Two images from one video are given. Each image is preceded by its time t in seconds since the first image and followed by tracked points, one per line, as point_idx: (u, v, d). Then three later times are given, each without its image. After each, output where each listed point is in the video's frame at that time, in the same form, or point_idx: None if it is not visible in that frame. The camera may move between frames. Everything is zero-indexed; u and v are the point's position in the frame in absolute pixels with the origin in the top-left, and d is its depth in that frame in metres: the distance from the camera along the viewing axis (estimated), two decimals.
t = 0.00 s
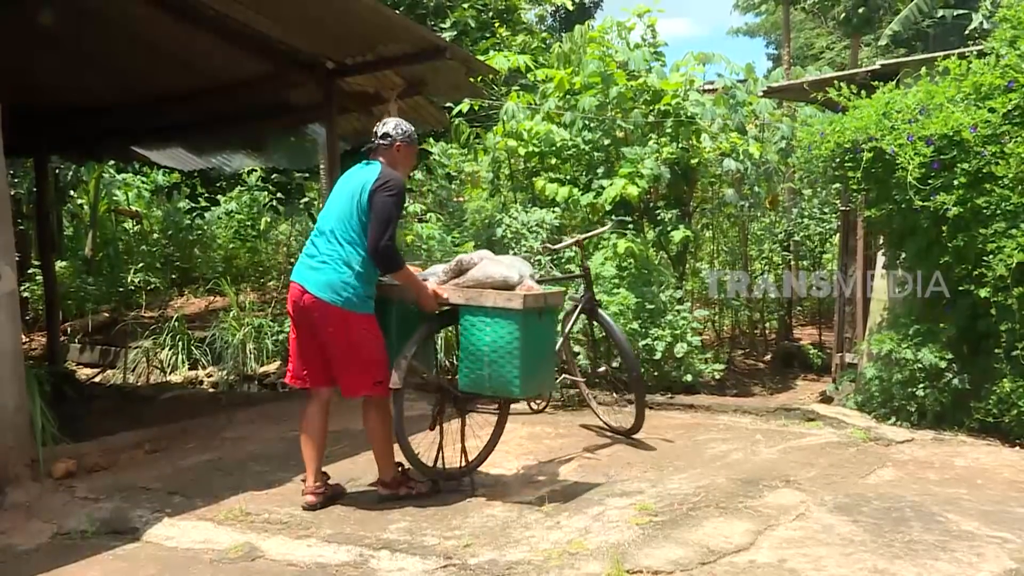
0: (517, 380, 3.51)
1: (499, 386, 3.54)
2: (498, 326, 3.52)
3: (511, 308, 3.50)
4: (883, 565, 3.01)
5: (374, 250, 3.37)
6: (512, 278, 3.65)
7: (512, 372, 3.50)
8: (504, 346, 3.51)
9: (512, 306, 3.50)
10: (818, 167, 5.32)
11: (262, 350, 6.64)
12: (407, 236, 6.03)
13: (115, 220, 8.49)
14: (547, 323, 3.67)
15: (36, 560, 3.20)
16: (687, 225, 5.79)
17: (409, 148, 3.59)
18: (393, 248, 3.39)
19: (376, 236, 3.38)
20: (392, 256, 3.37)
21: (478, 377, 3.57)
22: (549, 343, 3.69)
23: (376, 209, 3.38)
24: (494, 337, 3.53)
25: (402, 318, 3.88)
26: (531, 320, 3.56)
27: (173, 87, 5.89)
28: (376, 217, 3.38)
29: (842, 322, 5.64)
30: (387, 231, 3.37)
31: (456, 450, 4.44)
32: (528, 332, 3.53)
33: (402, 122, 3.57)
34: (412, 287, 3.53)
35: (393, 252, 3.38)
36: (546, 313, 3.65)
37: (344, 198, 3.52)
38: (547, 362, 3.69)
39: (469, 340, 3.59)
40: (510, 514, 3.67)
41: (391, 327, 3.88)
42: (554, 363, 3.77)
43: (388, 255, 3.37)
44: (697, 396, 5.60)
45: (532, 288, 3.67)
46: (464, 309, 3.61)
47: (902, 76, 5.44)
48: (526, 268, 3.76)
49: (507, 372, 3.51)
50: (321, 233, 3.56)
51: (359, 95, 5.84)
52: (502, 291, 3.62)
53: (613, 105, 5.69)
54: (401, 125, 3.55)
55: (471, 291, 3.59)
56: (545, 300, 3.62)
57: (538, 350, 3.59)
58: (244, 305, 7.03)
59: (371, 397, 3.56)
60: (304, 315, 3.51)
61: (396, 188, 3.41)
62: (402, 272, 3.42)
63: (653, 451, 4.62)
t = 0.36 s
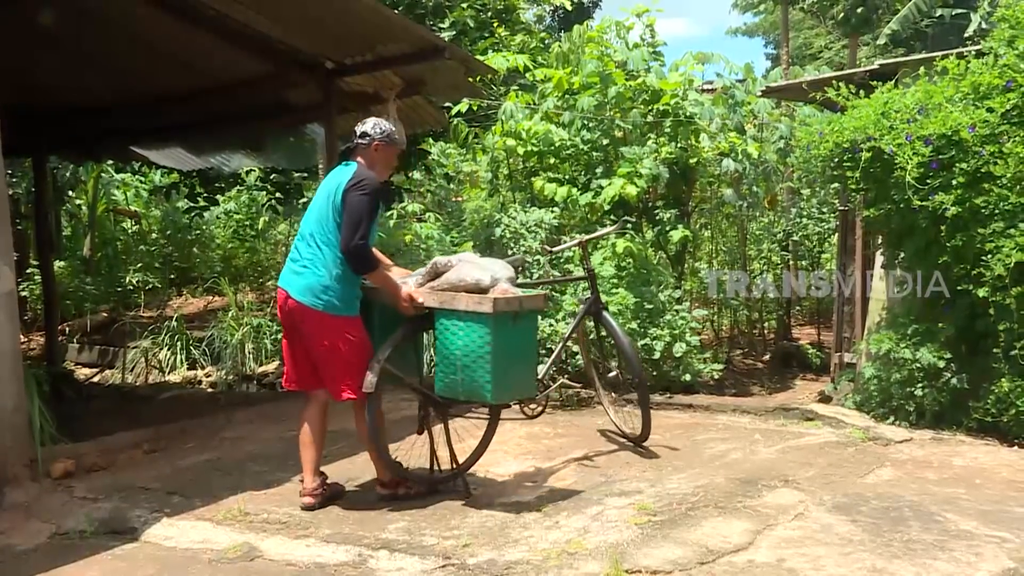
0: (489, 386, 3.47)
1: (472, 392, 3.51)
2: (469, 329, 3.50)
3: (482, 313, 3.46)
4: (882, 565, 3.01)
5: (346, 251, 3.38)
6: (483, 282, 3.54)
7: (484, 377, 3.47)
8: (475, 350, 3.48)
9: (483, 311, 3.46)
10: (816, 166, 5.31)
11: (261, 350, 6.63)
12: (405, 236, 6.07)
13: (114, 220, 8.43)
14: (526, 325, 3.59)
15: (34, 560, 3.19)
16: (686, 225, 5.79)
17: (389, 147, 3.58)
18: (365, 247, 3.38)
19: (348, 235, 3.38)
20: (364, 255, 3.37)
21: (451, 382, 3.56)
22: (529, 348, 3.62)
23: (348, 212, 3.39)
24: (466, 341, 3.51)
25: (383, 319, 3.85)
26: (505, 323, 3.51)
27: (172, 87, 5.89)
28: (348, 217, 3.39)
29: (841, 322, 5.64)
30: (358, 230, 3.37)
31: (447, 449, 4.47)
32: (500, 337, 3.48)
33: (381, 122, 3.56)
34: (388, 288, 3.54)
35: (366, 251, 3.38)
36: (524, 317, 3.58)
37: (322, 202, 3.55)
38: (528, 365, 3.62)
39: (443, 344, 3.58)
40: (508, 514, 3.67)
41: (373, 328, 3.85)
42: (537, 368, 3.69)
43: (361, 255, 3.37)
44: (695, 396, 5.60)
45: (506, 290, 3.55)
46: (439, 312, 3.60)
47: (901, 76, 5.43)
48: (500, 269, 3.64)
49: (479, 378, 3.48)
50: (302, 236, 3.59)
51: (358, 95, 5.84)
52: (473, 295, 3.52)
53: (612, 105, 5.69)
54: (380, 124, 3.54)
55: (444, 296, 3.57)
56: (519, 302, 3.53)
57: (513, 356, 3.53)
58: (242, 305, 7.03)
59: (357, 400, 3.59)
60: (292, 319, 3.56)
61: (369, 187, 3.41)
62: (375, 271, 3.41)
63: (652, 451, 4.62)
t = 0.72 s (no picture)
0: (484, 376, 3.45)
1: (466, 384, 3.47)
2: (461, 321, 3.47)
3: (471, 303, 3.46)
4: (873, 563, 3.02)
5: (327, 254, 3.38)
6: (469, 272, 3.58)
7: (478, 367, 3.45)
8: (468, 341, 3.45)
9: (472, 301, 3.46)
10: (807, 166, 5.32)
11: (253, 350, 6.61)
12: (397, 236, 6.08)
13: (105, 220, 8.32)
14: (514, 317, 3.60)
15: (24, 562, 3.18)
16: (678, 224, 5.80)
17: (389, 156, 3.57)
18: (346, 253, 3.37)
19: (330, 239, 3.38)
20: (342, 260, 3.36)
21: (445, 376, 3.49)
22: (520, 340, 3.62)
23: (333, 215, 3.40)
24: (459, 334, 3.47)
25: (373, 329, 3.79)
26: (494, 313, 3.51)
27: (164, 86, 5.87)
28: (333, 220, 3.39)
29: (832, 321, 5.66)
30: (340, 235, 3.37)
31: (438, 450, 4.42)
32: (491, 327, 3.49)
33: (382, 129, 3.53)
34: (374, 293, 3.52)
35: (345, 256, 3.37)
36: (512, 307, 3.59)
37: (316, 204, 3.56)
38: (518, 357, 3.61)
39: (433, 339, 3.51)
40: (501, 514, 3.67)
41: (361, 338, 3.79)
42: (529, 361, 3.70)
43: (339, 263, 3.36)
44: (687, 396, 5.60)
45: (493, 281, 3.58)
46: (429, 308, 3.52)
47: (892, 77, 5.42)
48: (488, 263, 3.67)
49: (474, 369, 3.45)
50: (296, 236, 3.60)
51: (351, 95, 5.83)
52: (461, 285, 3.55)
53: (605, 105, 5.68)
54: (381, 132, 3.51)
55: (431, 290, 3.50)
56: (506, 293, 3.55)
57: (505, 346, 3.52)
58: (234, 305, 7.00)
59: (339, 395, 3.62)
60: (278, 317, 3.56)
61: (360, 196, 3.40)
62: (354, 277, 3.40)
63: (644, 451, 4.62)
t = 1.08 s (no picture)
0: (463, 377, 3.46)
1: (446, 385, 3.47)
2: (440, 322, 3.47)
3: (449, 304, 3.46)
4: (853, 561, 3.04)
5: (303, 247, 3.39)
6: (448, 273, 3.54)
7: (458, 369, 3.45)
8: (447, 343, 3.45)
9: (450, 302, 3.46)
10: (789, 166, 5.33)
11: (235, 351, 6.58)
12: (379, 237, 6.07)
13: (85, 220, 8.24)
14: (494, 318, 3.60)
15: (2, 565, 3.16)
16: (661, 225, 5.81)
17: (392, 174, 3.55)
18: (321, 250, 3.38)
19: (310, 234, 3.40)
20: (314, 257, 3.36)
21: (424, 378, 3.50)
22: (499, 338, 3.63)
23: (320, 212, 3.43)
24: (438, 335, 3.47)
25: (357, 329, 3.73)
26: (473, 314, 3.51)
27: (145, 86, 5.85)
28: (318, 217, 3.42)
29: (814, 321, 5.68)
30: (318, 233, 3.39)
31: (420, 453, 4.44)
32: (469, 327, 3.48)
33: (388, 148, 3.52)
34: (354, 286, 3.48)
35: (319, 255, 3.37)
36: (491, 307, 3.59)
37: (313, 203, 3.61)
38: (498, 357, 3.62)
39: (413, 341, 3.52)
40: (484, 515, 3.67)
41: (344, 342, 3.73)
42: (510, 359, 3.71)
43: (310, 258, 3.36)
44: (670, 396, 5.61)
45: (473, 282, 3.56)
46: (411, 309, 3.52)
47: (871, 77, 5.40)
48: (468, 264, 3.66)
49: (453, 371, 3.45)
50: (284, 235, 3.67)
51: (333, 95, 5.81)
52: (441, 287, 3.52)
53: (588, 106, 5.68)
54: (386, 150, 3.50)
55: (412, 291, 3.49)
56: (485, 295, 3.53)
57: (485, 346, 3.53)
58: (216, 306, 6.97)
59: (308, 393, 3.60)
60: (257, 310, 3.64)
61: (344, 202, 3.46)
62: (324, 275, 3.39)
63: (628, 451, 4.63)
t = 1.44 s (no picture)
0: (445, 377, 3.45)
1: (427, 384, 3.47)
2: (421, 322, 3.45)
3: (429, 304, 3.44)
4: (831, 560, 3.05)
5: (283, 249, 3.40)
6: (427, 272, 3.55)
7: (439, 368, 3.44)
8: (428, 342, 3.44)
9: (430, 302, 3.44)
10: (767, 167, 5.34)
11: (215, 352, 6.55)
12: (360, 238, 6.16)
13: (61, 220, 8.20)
14: (474, 315, 3.58)
15: None
16: (640, 225, 5.83)
17: (364, 184, 3.53)
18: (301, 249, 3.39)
19: (287, 235, 3.41)
20: (293, 258, 3.37)
21: (406, 378, 3.50)
22: (481, 336, 3.62)
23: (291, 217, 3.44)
24: (418, 335, 3.45)
25: (335, 328, 3.67)
26: (454, 313, 3.49)
27: (121, 85, 5.80)
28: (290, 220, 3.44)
29: (792, 321, 5.72)
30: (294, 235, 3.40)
31: (400, 453, 4.46)
32: (449, 326, 3.47)
33: (358, 159, 3.50)
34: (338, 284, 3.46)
35: (297, 254, 3.37)
36: (471, 305, 3.56)
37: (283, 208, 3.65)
38: (479, 354, 3.61)
39: (393, 340, 3.51)
40: (464, 514, 3.67)
41: (320, 344, 3.67)
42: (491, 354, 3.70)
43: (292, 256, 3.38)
44: (649, 396, 5.61)
45: (452, 280, 3.54)
46: (390, 309, 3.50)
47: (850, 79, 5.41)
48: (447, 262, 3.64)
49: (434, 370, 3.45)
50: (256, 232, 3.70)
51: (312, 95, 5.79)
52: (419, 287, 3.50)
53: (567, 106, 5.69)
54: (355, 161, 3.48)
55: (392, 291, 3.48)
56: (465, 293, 3.53)
57: (466, 345, 3.52)
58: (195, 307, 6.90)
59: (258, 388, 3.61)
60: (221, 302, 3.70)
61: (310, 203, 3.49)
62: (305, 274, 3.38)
63: (608, 450, 4.64)
